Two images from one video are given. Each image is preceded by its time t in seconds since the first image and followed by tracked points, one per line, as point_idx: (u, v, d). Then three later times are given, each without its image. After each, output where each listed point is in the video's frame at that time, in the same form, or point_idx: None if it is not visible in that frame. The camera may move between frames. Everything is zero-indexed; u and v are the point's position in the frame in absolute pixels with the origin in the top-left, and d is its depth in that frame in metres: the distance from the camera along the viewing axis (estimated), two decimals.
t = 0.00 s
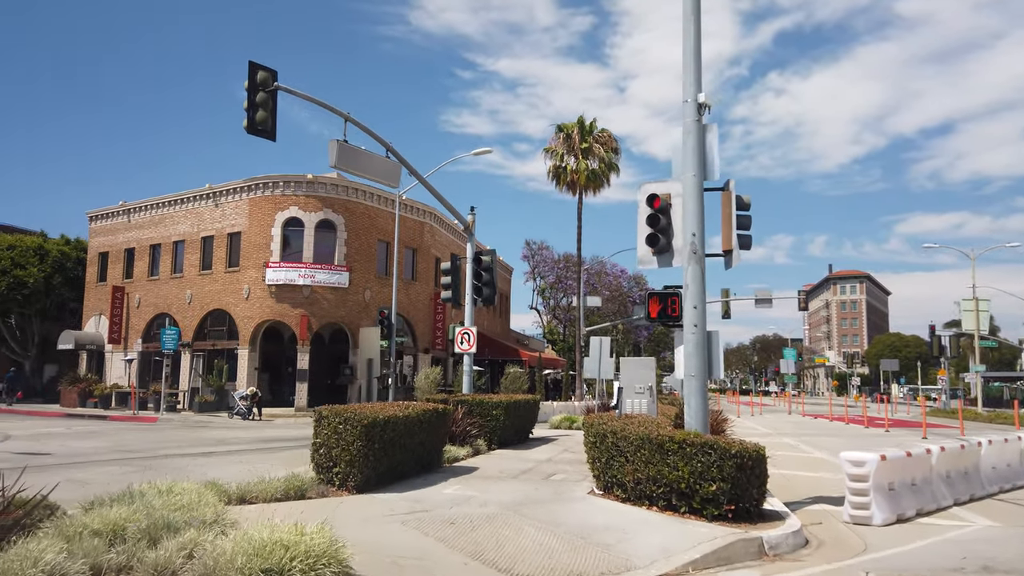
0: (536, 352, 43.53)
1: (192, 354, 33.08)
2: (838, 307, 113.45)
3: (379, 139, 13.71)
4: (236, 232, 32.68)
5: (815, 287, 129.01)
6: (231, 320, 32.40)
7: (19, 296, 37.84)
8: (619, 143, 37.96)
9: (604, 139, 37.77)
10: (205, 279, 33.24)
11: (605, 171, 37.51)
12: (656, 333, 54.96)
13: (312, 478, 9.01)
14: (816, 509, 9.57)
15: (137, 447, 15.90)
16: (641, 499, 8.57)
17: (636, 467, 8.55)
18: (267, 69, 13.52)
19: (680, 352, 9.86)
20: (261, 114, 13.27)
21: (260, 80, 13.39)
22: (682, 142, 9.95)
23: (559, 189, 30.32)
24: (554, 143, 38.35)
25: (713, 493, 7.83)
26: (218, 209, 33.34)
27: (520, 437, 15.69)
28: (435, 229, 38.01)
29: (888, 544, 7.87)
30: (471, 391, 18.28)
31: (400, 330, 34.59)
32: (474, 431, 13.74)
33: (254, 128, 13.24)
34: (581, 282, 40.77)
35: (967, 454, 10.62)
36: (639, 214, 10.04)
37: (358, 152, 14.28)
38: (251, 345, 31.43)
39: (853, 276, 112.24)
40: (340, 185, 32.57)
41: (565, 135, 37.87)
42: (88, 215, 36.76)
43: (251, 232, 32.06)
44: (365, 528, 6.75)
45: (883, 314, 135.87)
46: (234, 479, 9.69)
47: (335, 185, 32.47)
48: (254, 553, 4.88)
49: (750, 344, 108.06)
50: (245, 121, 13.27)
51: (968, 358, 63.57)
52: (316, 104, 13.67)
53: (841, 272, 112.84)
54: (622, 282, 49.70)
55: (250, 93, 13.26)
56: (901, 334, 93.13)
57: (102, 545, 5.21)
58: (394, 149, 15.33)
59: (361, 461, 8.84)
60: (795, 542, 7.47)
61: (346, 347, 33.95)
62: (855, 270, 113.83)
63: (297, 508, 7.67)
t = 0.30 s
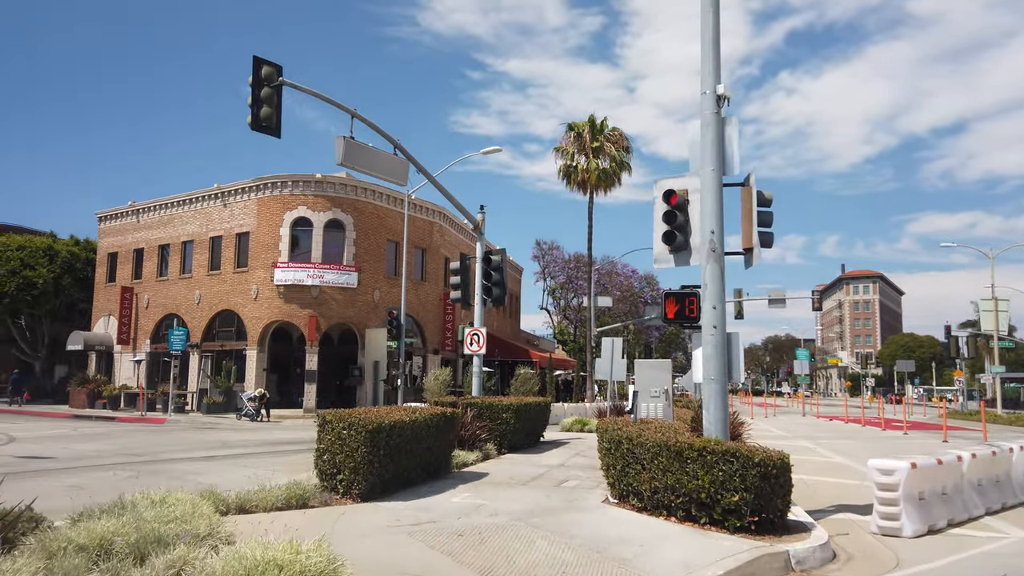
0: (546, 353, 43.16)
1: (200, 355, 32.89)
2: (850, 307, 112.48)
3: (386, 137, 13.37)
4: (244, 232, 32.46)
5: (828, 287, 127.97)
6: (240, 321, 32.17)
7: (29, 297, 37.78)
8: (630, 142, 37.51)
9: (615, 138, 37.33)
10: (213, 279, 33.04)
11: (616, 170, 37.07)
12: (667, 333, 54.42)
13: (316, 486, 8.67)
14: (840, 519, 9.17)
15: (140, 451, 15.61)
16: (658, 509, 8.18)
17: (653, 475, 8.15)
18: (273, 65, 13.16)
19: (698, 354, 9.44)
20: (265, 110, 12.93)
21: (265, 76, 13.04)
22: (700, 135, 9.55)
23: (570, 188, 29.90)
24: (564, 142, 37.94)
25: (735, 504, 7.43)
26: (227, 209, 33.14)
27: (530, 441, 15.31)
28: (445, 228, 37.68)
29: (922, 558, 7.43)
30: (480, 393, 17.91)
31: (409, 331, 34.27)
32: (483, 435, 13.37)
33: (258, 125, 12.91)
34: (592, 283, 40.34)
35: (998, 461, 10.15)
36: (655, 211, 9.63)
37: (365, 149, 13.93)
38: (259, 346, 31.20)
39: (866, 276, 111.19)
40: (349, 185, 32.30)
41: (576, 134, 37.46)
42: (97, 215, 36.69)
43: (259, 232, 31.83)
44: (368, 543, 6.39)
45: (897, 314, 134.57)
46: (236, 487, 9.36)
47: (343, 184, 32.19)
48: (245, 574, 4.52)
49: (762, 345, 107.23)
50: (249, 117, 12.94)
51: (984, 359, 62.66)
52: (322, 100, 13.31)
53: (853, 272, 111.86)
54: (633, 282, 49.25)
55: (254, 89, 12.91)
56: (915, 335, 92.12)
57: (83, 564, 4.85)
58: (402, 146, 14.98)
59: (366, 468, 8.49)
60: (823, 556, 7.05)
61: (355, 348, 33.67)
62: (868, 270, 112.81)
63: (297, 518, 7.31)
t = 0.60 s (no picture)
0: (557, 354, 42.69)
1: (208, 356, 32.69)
2: (864, 308, 111.43)
3: (392, 131, 12.98)
4: (252, 232, 32.21)
5: (841, 288, 126.73)
6: (247, 321, 31.91)
7: (38, 298, 37.66)
8: (641, 141, 37.02)
9: (626, 137, 36.85)
10: (221, 280, 32.82)
11: (627, 170, 36.57)
12: (678, 335, 53.81)
13: (315, 491, 8.27)
14: (866, 526, 8.71)
15: (140, 453, 15.24)
16: (675, 516, 7.75)
17: (669, 479, 7.73)
18: (275, 56, 12.80)
19: (716, 353, 8.99)
20: (267, 102, 12.55)
21: (267, 68, 12.68)
22: (718, 124, 9.10)
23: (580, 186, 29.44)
24: (574, 142, 37.52)
25: (758, 511, 6.99)
26: (234, 209, 32.92)
27: (541, 444, 14.88)
28: (454, 228, 37.31)
29: (956, 569, 6.97)
30: (488, 394, 17.50)
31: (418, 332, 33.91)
32: (492, 437, 12.96)
33: (260, 118, 12.53)
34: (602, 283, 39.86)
35: None
36: (671, 203, 9.18)
37: (370, 144, 13.56)
38: (267, 347, 30.93)
39: (879, 277, 110.04)
40: (358, 185, 31.99)
41: (586, 133, 37.03)
42: (105, 216, 36.56)
43: (267, 232, 31.57)
44: (366, 552, 5.98)
45: (911, 316, 133.27)
46: (233, 491, 8.99)
47: (351, 184, 31.87)
48: None
49: (774, 347, 106.24)
50: (251, 110, 12.54)
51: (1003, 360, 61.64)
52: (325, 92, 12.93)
53: (867, 273, 110.80)
54: (644, 282, 48.71)
55: (256, 81, 12.56)
56: (930, 336, 90.97)
57: None
58: (408, 141, 14.59)
59: (368, 472, 8.09)
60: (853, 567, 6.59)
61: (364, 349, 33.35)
62: (882, 271, 111.67)
63: (293, 525, 6.92)
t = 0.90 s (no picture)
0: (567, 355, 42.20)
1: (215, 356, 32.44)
2: (876, 307, 110.38)
3: (398, 125, 12.58)
4: (259, 232, 31.93)
5: (853, 287, 125.60)
6: (254, 321, 31.62)
7: (45, 298, 37.51)
8: (652, 139, 36.51)
9: (636, 135, 36.34)
10: (228, 279, 32.55)
11: (637, 168, 36.07)
12: (689, 334, 53.22)
13: (315, 498, 7.87)
14: (896, 534, 8.26)
15: (142, 456, 14.89)
16: (695, 525, 7.32)
17: (689, 487, 7.30)
18: (276, 48, 12.41)
19: (735, 353, 8.53)
20: (268, 96, 12.15)
21: (268, 60, 12.29)
22: (738, 112, 8.64)
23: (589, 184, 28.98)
24: (584, 139, 37.05)
25: (785, 521, 6.55)
26: (241, 209, 32.65)
27: (552, 446, 14.46)
28: (462, 227, 36.92)
29: None
30: (497, 395, 17.08)
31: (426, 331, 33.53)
32: (502, 440, 12.55)
33: (261, 111, 12.12)
34: (613, 282, 39.32)
35: None
36: (688, 196, 8.74)
37: (374, 138, 13.15)
38: (274, 347, 30.64)
39: (891, 276, 108.92)
40: (365, 183, 31.63)
41: (596, 130, 36.55)
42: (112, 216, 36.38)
43: (274, 231, 31.26)
44: (366, 567, 5.56)
45: (924, 315, 131.98)
46: (232, 497, 8.61)
47: (358, 182, 31.51)
48: None
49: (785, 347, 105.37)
50: (252, 103, 12.13)
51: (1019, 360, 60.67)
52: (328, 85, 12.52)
53: (880, 272, 109.73)
54: (655, 281, 48.19)
55: (257, 73, 12.15)
56: (944, 335, 89.90)
57: None
58: (413, 136, 14.18)
59: (370, 478, 7.67)
60: None
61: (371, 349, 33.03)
62: (894, 270, 110.58)
63: (291, 536, 6.52)
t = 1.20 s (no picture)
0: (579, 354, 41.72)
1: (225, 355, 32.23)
2: (892, 306, 109.10)
3: (408, 117, 12.18)
4: (269, 230, 31.66)
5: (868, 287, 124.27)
6: (264, 320, 31.36)
7: (56, 297, 37.44)
8: (666, 135, 35.96)
9: (650, 131, 35.79)
10: (238, 278, 32.33)
11: (651, 165, 35.52)
12: (703, 334, 52.58)
13: (318, 504, 7.47)
14: (932, 543, 7.77)
15: (147, 456, 14.58)
16: (721, 534, 6.87)
17: (714, 493, 6.85)
18: (281, 37, 12.00)
19: (760, 351, 8.07)
20: (274, 86, 11.75)
21: (273, 49, 11.87)
22: (764, 96, 8.16)
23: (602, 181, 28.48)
24: (597, 136, 36.54)
25: (819, 530, 6.09)
26: (251, 207, 32.40)
27: (566, 447, 14.02)
28: (474, 225, 36.52)
29: None
30: (509, 395, 16.65)
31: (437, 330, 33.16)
32: (514, 441, 12.14)
33: (265, 102, 11.70)
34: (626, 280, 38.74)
35: None
36: (711, 184, 8.28)
37: (383, 130, 12.75)
38: (284, 346, 30.37)
39: (908, 275, 107.60)
40: (375, 180, 31.27)
41: (609, 127, 36.02)
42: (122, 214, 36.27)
43: (284, 229, 30.98)
44: None
45: (941, 314, 130.36)
46: (231, 502, 8.24)
47: (369, 180, 31.17)
48: None
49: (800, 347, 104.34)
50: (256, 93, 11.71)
51: None
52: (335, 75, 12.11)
53: (896, 271, 108.42)
54: (669, 280, 47.61)
55: (262, 63, 11.73)
56: (962, 335, 88.64)
57: None
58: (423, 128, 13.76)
59: (376, 482, 7.27)
60: None
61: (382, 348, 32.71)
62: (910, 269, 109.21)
63: (290, 544, 6.13)
